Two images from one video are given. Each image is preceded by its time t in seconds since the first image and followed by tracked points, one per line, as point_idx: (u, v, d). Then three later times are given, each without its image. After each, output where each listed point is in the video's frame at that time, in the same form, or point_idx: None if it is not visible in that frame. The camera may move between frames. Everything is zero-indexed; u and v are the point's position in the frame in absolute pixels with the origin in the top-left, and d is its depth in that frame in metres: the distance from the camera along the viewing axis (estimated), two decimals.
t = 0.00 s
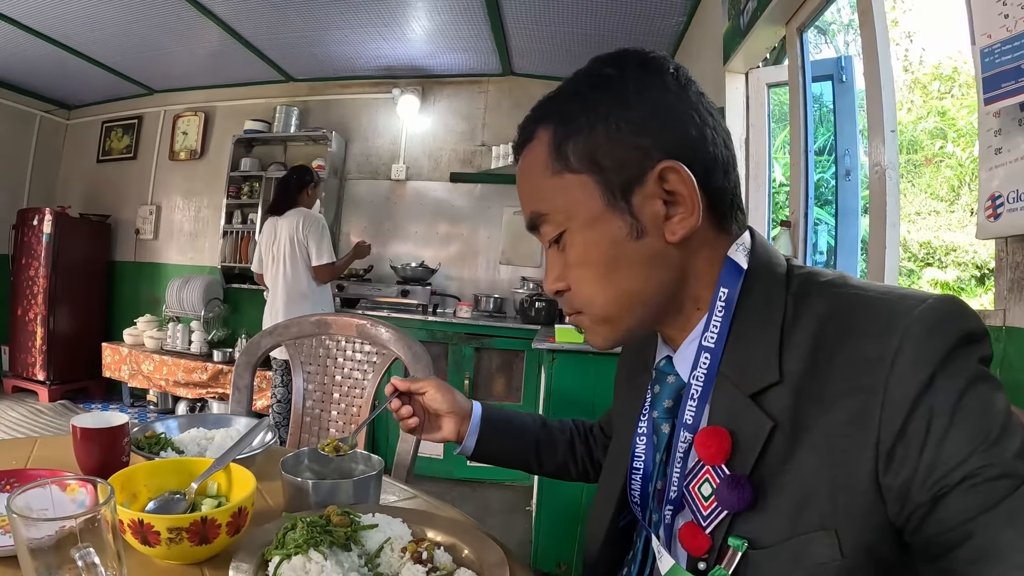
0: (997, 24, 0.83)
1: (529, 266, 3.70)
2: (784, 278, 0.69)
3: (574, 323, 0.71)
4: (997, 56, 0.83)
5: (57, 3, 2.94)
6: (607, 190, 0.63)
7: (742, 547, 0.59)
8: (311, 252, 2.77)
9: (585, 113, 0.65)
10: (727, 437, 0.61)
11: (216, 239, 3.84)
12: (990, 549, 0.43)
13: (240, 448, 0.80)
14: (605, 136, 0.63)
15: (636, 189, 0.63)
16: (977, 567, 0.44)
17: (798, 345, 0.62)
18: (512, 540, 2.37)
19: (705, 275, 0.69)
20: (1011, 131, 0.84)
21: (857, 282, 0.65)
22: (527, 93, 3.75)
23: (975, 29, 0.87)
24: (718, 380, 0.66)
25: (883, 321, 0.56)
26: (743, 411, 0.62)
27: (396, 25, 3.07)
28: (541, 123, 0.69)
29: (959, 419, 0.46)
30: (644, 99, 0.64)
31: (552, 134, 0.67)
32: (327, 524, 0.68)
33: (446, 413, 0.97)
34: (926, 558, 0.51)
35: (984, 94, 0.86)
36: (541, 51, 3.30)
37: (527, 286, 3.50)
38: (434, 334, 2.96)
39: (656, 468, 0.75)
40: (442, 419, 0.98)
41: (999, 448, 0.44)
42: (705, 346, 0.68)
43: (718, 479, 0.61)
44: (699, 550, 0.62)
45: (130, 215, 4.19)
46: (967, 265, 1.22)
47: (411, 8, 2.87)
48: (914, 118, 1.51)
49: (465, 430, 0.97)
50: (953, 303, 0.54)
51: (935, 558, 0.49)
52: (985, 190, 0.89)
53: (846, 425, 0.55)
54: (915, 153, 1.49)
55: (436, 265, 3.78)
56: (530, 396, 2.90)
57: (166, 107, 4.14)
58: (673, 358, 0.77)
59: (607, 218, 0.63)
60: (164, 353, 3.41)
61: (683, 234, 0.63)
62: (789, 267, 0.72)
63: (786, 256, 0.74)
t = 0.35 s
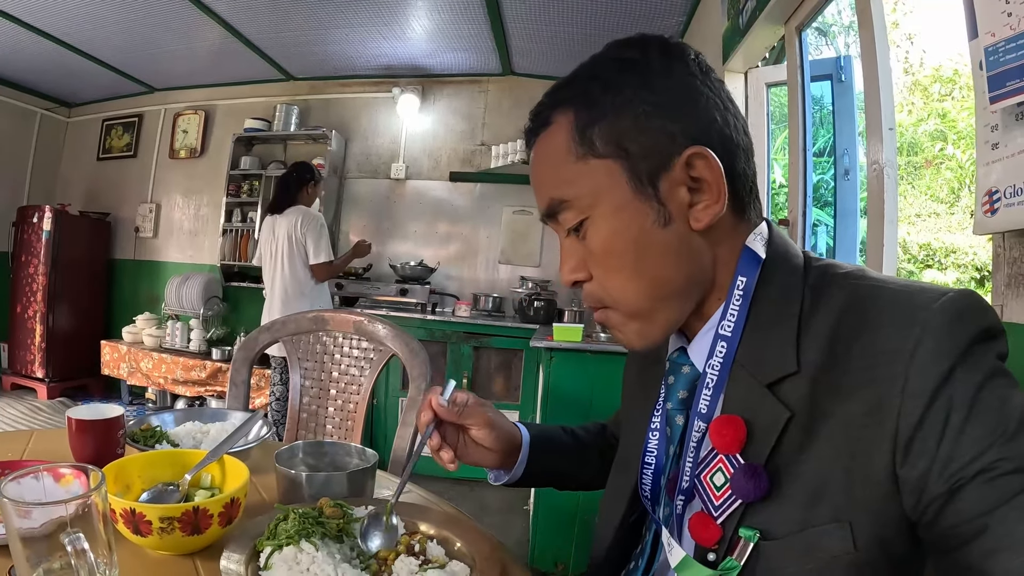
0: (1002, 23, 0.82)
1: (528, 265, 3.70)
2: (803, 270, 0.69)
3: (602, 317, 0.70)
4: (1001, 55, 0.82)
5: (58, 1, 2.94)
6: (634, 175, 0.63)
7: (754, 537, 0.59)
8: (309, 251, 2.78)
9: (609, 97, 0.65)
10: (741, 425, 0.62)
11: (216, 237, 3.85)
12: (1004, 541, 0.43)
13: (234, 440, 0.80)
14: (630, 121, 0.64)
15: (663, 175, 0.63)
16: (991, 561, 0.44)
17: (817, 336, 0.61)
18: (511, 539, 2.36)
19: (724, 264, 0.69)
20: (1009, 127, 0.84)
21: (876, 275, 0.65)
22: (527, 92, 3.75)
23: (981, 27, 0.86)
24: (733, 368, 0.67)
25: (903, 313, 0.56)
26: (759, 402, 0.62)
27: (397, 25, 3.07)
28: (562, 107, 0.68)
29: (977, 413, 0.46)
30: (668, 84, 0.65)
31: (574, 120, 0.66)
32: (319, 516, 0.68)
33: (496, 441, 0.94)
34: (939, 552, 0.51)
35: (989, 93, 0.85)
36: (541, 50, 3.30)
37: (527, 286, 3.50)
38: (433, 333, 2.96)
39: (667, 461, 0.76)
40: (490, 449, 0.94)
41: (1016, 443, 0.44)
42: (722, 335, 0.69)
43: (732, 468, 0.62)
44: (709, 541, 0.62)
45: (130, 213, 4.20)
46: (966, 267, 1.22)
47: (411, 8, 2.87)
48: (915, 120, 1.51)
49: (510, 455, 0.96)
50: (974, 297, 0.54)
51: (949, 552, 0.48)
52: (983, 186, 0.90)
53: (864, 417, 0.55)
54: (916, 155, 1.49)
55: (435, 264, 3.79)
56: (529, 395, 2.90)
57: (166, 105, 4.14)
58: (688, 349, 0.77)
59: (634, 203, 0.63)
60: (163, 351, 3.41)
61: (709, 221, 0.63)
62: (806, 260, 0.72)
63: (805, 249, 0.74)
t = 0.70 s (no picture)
0: (999, 19, 0.82)
1: (528, 264, 3.70)
2: (823, 265, 0.69)
3: (610, 293, 0.70)
4: (1000, 51, 0.82)
5: None
6: (666, 157, 0.64)
7: (765, 530, 0.59)
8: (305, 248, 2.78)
9: (646, 75, 0.66)
10: (757, 417, 0.61)
11: (215, 236, 3.85)
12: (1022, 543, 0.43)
13: (228, 433, 0.80)
14: (664, 103, 0.65)
15: (694, 159, 0.64)
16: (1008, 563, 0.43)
17: (838, 330, 0.61)
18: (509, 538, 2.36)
19: (747, 255, 0.70)
20: (1005, 122, 0.85)
21: (896, 274, 0.65)
22: (527, 92, 3.75)
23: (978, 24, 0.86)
24: (753, 358, 0.67)
25: (925, 310, 0.56)
26: (779, 394, 0.62)
27: (397, 24, 3.07)
28: (596, 84, 0.69)
29: (996, 414, 0.47)
30: (705, 67, 0.66)
31: (608, 98, 0.67)
32: (312, 508, 0.68)
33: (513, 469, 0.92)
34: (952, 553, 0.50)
35: (988, 89, 0.85)
36: (542, 50, 3.30)
37: (526, 285, 3.50)
38: (432, 332, 2.96)
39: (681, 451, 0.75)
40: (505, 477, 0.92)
41: None
42: (742, 325, 0.69)
43: (747, 460, 0.62)
44: (721, 532, 0.62)
45: (130, 211, 4.20)
46: (966, 269, 1.22)
47: (411, 7, 2.88)
48: (915, 122, 1.52)
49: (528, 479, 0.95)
50: (998, 299, 0.53)
51: (964, 552, 0.48)
52: (980, 181, 0.90)
53: (882, 411, 0.54)
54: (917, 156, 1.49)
55: (434, 263, 3.79)
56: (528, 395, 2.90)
57: (167, 104, 4.14)
58: (706, 340, 0.78)
59: (664, 185, 0.64)
60: (162, 349, 3.41)
61: (738, 208, 0.64)
62: (828, 256, 0.72)
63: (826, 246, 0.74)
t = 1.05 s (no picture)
0: (999, 14, 0.82)
1: (528, 264, 3.70)
2: (839, 259, 0.68)
3: (625, 278, 0.70)
4: (999, 46, 0.82)
5: None
6: (688, 143, 0.65)
7: (776, 525, 0.58)
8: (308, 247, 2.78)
9: (672, 59, 0.68)
10: (772, 411, 0.61)
11: (216, 234, 3.85)
12: None
13: (224, 428, 0.80)
14: (687, 89, 0.66)
15: (717, 146, 0.64)
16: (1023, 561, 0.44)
17: (854, 324, 0.61)
18: (509, 537, 2.36)
19: (764, 247, 0.70)
20: (1004, 118, 0.84)
21: (912, 270, 0.65)
22: (528, 91, 3.74)
23: (977, 19, 0.86)
24: (767, 352, 0.66)
25: (942, 305, 0.56)
26: (792, 387, 0.62)
27: (397, 23, 3.07)
28: (619, 67, 0.70)
29: (1015, 411, 0.47)
30: (730, 54, 0.68)
31: (632, 81, 0.68)
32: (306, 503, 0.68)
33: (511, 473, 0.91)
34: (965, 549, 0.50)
35: (988, 84, 0.85)
36: (543, 50, 3.30)
37: (526, 285, 3.50)
38: (432, 331, 2.96)
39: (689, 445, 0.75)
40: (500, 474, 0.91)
41: None
42: (757, 318, 0.69)
43: (760, 454, 0.61)
44: (732, 527, 0.61)
45: (130, 209, 4.21)
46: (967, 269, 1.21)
47: (412, 6, 2.88)
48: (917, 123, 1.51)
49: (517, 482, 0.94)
50: (1016, 297, 0.53)
51: (978, 548, 0.49)
52: (980, 178, 0.90)
53: (900, 405, 0.54)
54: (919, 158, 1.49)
55: (435, 262, 3.78)
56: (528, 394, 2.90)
57: (168, 102, 4.14)
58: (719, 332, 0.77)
59: (685, 170, 0.64)
60: (162, 347, 3.41)
61: (758, 197, 0.64)
62: (844, 251, 0.71)
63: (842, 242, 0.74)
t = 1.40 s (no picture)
0: (997, 13, 0.82)
1: (529, 264, 3.70)
2: (842, 259, 0.68)
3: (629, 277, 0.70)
4: (998, 45, 0.82)
5: None
6: (693, 142, 0.65)
7: (776, 522, 0.58)
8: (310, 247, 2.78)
9: (678, 58, 0.68)
10: (773, 409, 0.61)
11: (218, 233, 3.86)
12: None
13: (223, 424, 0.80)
14: (693, 88, 0.66)
15: (722, 144, 0.65)
16: None
17: (857, 323, 0.61)
18: (508, 537, 2.36)
19: (766, 247, 0.70)
20: (1003, 118, 0.84)
21: (914, 270, 0.65)
22: (530, 91, 3.74)
23: (975, 19, 0.86)
24: (769, 351, 0.66)
25: (944, 305, 0.56)
26: (793, 385, 0.62)
27: (400, 22, 3.07)
28: (624, 65, 0.70)
29: (1016, 411, 0.47)
30: (735, 53, 0.68)
31: (638, 78, 0.68)
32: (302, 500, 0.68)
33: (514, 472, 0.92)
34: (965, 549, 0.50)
35: (986, 84, 0.85)
36: (545, 50, 3.30)
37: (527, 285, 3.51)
38: (433, 331, 2.96)
39: (690, 442, 0.75)
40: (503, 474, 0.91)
41: None
42: (759, 316, 0.69)
43: (761, 452, 0.61)
44: (732, 524, 0.61)
45: (132, 208, 4.22)
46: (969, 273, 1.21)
47: (414, 7, 2.88)
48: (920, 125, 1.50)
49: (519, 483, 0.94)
50: (1019, 298, 0.53)
51: (978, 548, 0.49)
52: (979, 178, 0.90)
53: (902, 404, 0.54)
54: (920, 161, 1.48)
55: (436, 261, 3.79)
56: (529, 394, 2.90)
57: (171, 101, 4.15)
58: (722, 330, 0.77)
59: (690, 168, 0.64)
60: (164, 346, 3.42)
61: (762, 196, 0.64)
62: (848, 251, 0.71)
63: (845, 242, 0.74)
